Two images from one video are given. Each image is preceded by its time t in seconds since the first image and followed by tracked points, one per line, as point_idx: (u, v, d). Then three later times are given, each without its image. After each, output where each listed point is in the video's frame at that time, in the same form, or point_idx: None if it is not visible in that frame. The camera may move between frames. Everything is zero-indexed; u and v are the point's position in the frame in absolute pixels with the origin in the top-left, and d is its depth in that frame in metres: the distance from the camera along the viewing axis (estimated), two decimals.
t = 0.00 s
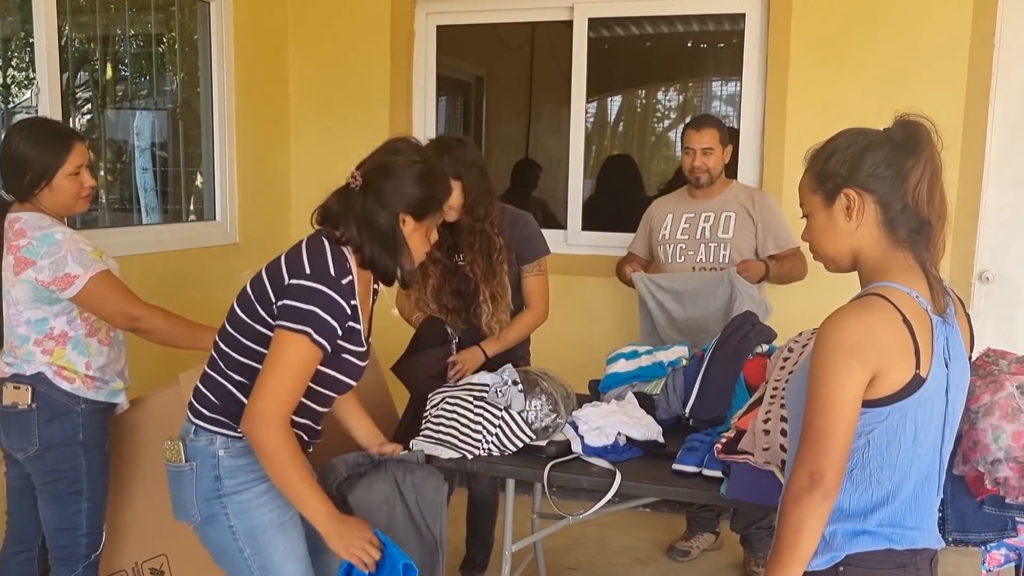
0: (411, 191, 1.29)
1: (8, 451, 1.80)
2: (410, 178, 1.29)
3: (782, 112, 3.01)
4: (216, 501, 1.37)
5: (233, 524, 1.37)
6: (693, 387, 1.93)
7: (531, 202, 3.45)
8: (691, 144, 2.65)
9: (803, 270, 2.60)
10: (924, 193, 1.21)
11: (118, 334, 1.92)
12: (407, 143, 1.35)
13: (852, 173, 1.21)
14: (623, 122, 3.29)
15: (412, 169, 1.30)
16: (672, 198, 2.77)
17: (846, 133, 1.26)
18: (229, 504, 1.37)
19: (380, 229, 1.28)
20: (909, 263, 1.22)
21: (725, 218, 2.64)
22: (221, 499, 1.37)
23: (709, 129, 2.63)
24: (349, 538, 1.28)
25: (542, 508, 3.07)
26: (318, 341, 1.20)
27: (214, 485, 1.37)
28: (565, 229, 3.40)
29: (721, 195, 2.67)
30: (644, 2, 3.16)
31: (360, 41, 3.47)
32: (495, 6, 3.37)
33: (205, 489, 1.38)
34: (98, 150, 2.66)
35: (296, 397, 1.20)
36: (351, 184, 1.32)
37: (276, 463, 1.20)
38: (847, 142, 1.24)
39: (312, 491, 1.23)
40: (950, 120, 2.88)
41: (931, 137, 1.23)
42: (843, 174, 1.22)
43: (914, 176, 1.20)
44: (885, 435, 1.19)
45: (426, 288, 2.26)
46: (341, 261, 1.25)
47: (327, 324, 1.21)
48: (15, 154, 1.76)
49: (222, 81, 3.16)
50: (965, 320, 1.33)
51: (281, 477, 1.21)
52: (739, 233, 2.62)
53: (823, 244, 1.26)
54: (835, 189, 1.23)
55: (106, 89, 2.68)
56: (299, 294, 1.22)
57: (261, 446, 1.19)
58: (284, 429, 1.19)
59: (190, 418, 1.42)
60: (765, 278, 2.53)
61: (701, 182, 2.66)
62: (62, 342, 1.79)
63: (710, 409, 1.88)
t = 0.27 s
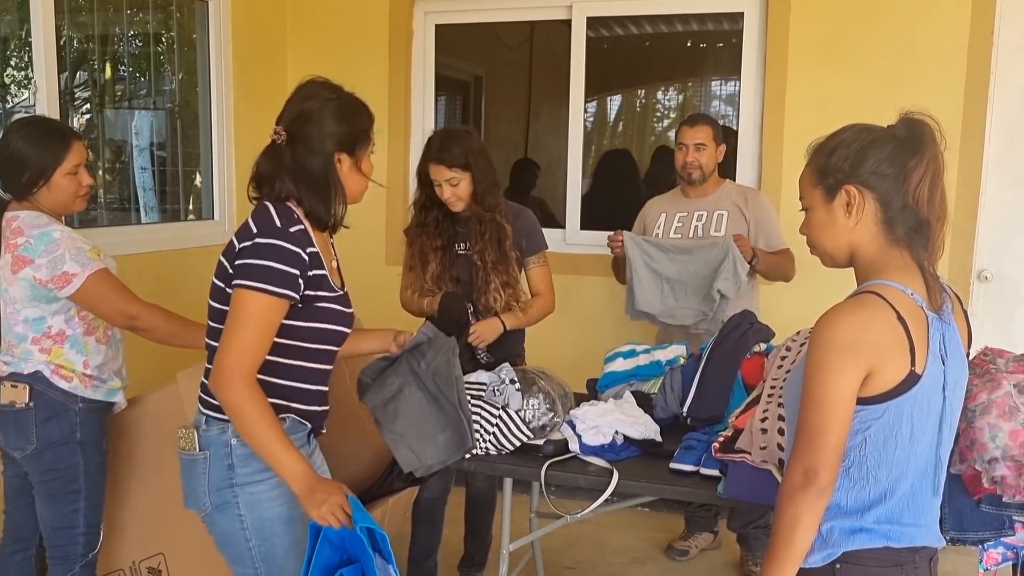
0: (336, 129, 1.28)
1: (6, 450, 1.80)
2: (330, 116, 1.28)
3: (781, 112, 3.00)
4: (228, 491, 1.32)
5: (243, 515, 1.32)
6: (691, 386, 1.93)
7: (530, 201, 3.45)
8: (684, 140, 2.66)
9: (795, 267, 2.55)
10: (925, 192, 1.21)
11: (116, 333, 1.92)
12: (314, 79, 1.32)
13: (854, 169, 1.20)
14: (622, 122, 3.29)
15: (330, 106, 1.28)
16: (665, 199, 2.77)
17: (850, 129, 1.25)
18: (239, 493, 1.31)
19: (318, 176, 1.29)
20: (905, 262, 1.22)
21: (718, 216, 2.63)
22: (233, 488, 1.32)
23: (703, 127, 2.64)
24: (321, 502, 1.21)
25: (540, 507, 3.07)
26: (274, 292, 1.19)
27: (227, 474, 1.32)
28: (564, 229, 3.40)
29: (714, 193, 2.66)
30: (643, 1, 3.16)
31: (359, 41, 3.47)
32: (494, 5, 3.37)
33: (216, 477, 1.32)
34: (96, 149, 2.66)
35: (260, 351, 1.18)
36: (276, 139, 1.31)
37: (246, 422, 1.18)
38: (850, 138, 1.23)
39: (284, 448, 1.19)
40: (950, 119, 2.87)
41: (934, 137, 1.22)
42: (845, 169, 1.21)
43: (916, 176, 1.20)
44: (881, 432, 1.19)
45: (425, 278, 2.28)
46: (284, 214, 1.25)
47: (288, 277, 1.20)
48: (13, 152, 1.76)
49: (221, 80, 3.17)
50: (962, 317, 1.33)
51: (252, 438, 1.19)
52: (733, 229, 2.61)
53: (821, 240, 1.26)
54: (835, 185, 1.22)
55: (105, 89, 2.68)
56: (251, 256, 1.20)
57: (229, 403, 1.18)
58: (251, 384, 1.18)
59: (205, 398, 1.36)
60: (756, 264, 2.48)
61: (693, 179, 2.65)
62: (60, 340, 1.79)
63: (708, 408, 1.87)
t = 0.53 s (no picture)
0: (301, 117, 1.35)
1: (7, 449, 1.81)
2: (295, 104, 1.34)
3: (781, 111, 3.01)
4: (233, 479, 1.37)
5: (246, 503, 1.37)
6: (691, 385, 1.94)
7: (530, 201, 3.46)
8: (683, 139, 2.61)
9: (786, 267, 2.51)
10: (924, 192, 1.21)
11: (117, 332, 1.93)
12: (280, 71, 1.39)
13: (853, 167, 1.21)
14: (622, 122, 3.29)
15: (295, 95, 1.35)
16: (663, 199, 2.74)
17: (852, 127, 1.25)
18: (244, 482, 1.37)
19: (286, 163, 1.36)
20: (902, 261, 1.22)
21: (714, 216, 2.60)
22: (238, 477, 1.37)
23: (703, 125, 2.59)
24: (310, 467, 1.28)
25: (540, 506, 3.08)
26: (244, 282, 1.26)
27: (232, 463, 1.37)
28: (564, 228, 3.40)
29: (712, 194, 2.63)
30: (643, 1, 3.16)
31: (359, 40, 3.47)
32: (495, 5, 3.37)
33: (222, 466, 1.37)
34: (97, 149, 2.66)
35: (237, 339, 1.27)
36: (244, 131, 1.37)
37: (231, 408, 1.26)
38: (851, 137, 1.24)
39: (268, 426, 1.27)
40: (949, 118, 2.88)
41: (936, 136, 1.22)
42: (845, 167, 1.22)
43: (915, 176, 1.20)
44: (879, 429, 1.19)
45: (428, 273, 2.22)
46: (252, 204, 1.32)
47: (256, 267, 1.28)
48: (14, 152, 1.77)
49: (222, 80, 3.17)
50: (960, 315, 1.33)
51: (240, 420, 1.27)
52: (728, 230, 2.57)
53: (820, 237, 1.27)
54: (834, 183, 1.23)
55: (105, 88, 2.68)
56: (222, 249, 1.28)
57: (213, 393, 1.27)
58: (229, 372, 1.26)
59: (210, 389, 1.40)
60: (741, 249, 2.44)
61: (693, 178, 2.60)
62: (61, 339, 1.79)
63: (707, 407, 1.89)
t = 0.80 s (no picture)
0: (299, 118, 1.37)
1: (9, 449, 1.81)
2: (293, 106, 1.37)
3: (782, 111, 3.01)
4: (219, 471, 1.39)
5: (231, 496, 1.38)
6: (692, 386, 1.94)
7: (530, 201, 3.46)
8: (694, 135, 2.58)
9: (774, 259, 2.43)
10: (926, 195, 1.21)
11: (119, 332, 1.93)
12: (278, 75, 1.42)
13: (855, 168, 1.21)
14: (622, 122, 3.29)
15: (292, 97, 1.38)
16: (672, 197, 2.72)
17: (856, 128, 1.25)
18: (230, 474, 1.38)
19: (283, 164, 1.38)
20: (902, 262, 1.22)
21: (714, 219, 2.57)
22: (224, 469, 1.38)
23: (713, 122, 2.57)
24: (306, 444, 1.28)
25: (541, 506, 3.08)
26: (232, 277, 1.28)
27: (219, 455, 1.39)
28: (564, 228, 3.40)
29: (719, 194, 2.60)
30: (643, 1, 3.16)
31: (360, 40, 3.47)
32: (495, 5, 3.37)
33: (209, 458, 1.39)
34: (98, 149, 2.66)
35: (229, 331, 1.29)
36: (243, 134, 1.40)
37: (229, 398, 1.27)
38: (855, 138, 1.24)
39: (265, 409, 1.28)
40: (950, 119, 2.88)
41: (940, 139, 1.22)
42: (847, 168, 1.22)
43: (917, 178, 1.20)
44: (879, 429, 1.19)
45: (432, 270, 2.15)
46: (246, 203, 1.34)
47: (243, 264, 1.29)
48: (14, 152, 1.77)
49: (222, 80, 3.17)
50: (962, 316, 1.33)
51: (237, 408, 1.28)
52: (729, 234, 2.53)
53: (822, 237, 1.27)
54: (836, 183, 1.23)
55: (107, 88, 2.68)
56: (211, 247, 1.29)
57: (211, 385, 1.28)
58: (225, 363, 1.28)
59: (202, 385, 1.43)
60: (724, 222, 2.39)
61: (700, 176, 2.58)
62: (63, 340, 1.79)
63: (708, 407, 1.89)
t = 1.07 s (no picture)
0: (300, 115, 1.37)
1: (10, 449, 1.80)
2: (294, 104, 1.36)
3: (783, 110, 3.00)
4: (208, 465, 1.39)
5: (220, 490, 1.38)
6: (695, 385, 1.93)
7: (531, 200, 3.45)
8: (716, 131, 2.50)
9: (750, 267, 2.34)
10: (932, 196, 1.20)
11: (119, 331, 1.92)
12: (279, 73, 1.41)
13: (862, 165, 1.21)
14: (623, 121, 3.29)
15: (294, 95, 1.37)
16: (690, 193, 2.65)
17: (867, 124, 1.25)
18: (217, 467, 1.38)
19: (283, 162, 1.38)
20: (906, 261, 1.22)
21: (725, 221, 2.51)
22: (214, 464, 1.39)
23: (738, 120, 2.48)
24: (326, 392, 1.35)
25: (543, 506, 3.07)
26: (228, 274, 1.28)
27: (208, 448, 1.39)
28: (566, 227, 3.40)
29: (735, 197, 2.53)
30: None
31: (361, 39, 3.46)
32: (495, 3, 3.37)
33: (198, 450, 1.40)
34: (99, 148, 2.65)
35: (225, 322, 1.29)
36: (243, 131, 1.39)
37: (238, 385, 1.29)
38: (864, 134, 1.23)
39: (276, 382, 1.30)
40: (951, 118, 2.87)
41: (950, 140, 1.21)
42: (854, 165, 1.22)
43: (924, 178, 1.19)
44: (885, 427, 1.19)
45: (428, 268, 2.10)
46: (244, 201, 1.35)
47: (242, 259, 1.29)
48: (14, 150, 1.76)
49: (223, 79, 3.16)
50: (968, 314, 1.33)
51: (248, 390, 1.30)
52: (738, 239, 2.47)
53: (827, 234, 1.27)
54: (843, 180, 1.23)
55: (108, 87, 2.68)
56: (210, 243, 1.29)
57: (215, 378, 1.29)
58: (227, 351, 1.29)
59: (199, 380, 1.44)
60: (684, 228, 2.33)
61: (718, 174, 2.51)
62: (64, 339, 1.79)
63: (711, 407, 1.89)
